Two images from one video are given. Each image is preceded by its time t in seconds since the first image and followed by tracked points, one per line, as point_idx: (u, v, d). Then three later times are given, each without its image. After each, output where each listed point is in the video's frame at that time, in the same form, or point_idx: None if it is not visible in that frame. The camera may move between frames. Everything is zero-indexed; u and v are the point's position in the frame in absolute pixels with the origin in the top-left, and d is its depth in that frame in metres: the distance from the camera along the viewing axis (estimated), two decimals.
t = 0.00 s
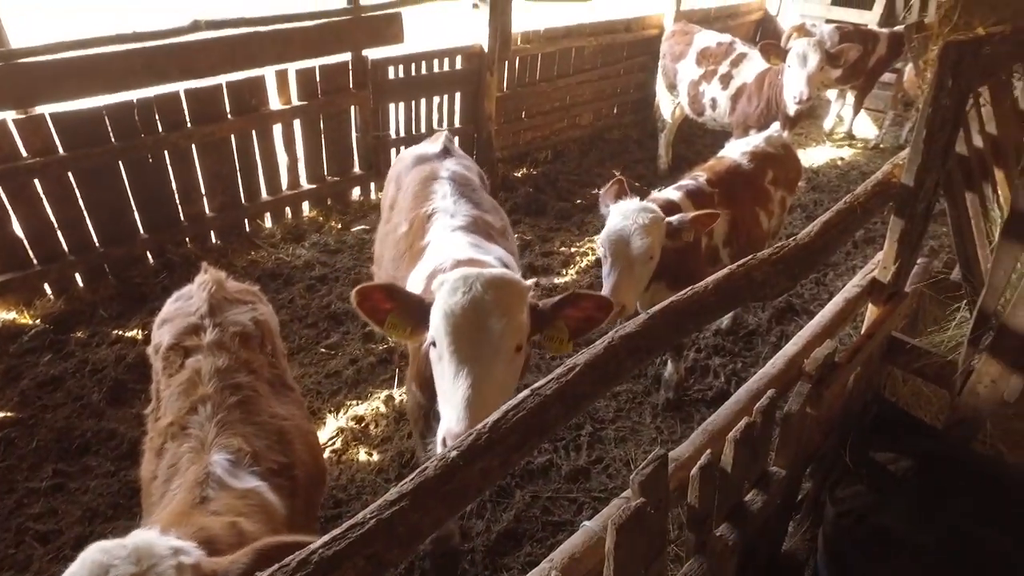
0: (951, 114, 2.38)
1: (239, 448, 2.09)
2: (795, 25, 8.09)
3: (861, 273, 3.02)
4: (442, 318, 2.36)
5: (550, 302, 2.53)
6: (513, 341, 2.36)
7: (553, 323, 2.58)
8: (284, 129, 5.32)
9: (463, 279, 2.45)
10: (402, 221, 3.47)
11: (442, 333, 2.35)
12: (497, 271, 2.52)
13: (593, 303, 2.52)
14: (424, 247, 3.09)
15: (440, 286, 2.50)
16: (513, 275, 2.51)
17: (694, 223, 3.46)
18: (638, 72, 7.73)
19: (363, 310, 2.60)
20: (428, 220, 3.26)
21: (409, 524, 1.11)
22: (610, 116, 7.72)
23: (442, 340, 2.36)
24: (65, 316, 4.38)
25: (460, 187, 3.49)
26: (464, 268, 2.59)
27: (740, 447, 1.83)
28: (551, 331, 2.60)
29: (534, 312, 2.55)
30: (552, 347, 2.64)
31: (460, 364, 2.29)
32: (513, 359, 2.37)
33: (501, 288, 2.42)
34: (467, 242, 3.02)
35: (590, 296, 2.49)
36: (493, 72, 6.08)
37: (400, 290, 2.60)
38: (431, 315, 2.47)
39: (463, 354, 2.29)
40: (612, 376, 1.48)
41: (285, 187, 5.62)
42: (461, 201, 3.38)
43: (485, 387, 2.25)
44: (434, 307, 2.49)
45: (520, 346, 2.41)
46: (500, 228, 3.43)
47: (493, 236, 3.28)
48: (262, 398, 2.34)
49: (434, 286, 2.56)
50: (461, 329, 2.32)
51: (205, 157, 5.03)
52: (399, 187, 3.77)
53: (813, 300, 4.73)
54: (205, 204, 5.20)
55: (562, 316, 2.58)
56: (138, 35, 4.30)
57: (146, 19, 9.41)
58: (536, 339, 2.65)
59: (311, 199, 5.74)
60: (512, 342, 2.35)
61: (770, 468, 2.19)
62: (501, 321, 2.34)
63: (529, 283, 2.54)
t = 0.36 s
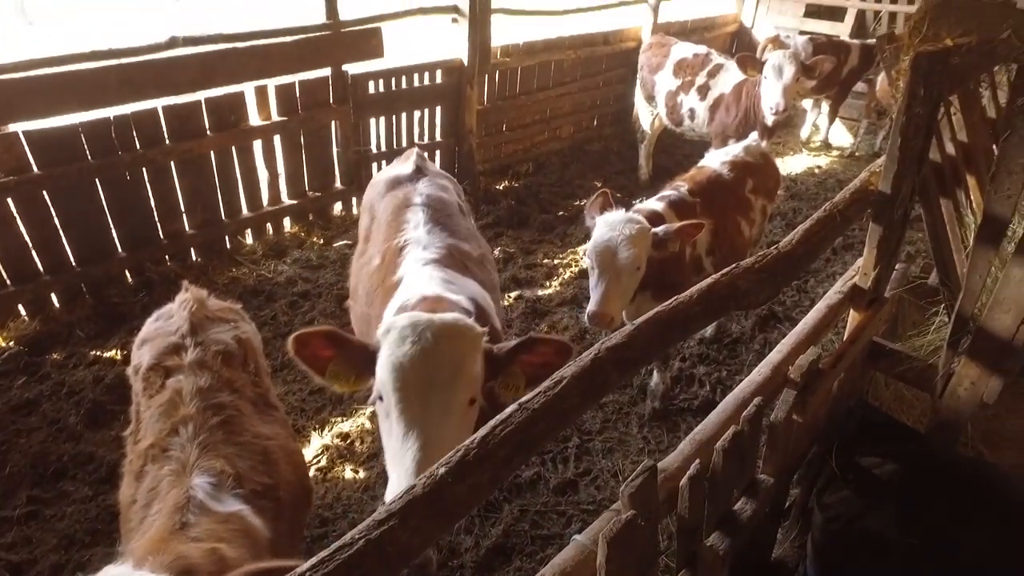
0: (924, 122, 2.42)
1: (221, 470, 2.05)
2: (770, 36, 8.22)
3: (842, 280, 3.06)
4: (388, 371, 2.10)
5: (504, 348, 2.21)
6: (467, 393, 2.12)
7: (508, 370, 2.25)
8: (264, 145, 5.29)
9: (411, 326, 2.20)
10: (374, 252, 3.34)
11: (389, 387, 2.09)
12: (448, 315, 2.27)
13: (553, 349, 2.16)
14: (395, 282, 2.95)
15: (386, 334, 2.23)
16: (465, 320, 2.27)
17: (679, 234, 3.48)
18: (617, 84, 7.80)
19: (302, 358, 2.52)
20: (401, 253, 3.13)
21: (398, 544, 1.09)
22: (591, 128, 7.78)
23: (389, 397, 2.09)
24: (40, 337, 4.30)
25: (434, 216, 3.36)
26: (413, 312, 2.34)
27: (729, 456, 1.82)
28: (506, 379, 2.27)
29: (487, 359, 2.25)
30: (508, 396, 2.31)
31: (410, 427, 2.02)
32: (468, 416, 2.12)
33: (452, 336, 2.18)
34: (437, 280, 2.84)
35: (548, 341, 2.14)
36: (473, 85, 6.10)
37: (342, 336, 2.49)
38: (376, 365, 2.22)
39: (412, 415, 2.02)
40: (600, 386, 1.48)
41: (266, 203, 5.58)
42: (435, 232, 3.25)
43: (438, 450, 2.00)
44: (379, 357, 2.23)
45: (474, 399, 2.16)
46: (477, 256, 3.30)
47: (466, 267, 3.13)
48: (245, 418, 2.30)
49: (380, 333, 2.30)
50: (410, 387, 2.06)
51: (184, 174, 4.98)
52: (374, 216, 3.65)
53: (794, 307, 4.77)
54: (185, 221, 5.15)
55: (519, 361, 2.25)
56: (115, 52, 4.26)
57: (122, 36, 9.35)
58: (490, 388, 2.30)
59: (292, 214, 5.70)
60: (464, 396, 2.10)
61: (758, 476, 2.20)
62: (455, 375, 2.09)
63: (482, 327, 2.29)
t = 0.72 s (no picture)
0: (907, 133, 2.46)
1: (214, 489, 2.02)
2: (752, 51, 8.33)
3: (830, 289, 3.08)
4: (360, 396, 2.05)
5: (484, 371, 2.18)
6: (444, 419, 2.05)
7: (489, 396, 2.22)
8: (251, 162, 5.28)
9: (385, 349, 2.15)
10: (356, 279, 3.33)
11: (361, 413, 2.03)
12: (425, 338, 2.23)
13: (535, 372, 2.11)
14: (373, 312, 2.93)
15: (359, 358, 2.18)
16: (443, 343, 2.22)
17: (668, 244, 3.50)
18: (602, 99, 7.87)
19: (271, 383, 2.42)
20: (381, 282, 3.11)
21: (398, 560, 1.08)
22: (577, 142, 7.83)
23: (362, 424, 2.03)
24: (23, 358, 4.23)
25: (420, 241, 3.34)
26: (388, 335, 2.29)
27: (724, 466, 1.82)
28: (486, 405, 2.23)
29: (466, 384, 2.22)
30: (488, 422, 2.27)
31: (382, 455, 1.96)
32: (446, 442, 2.05)
33: (429, 360, 2.12)
34: (415, 307, 2.80)
35: (527, 364, 2.09)
36: (459, 101, 6.13)
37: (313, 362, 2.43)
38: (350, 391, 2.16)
39: (385, 442, 1.96)
40: (596, 398, 1.47)
41: (253, 220, 5.55)
42: (417, 258, 3.23)
43: (412, 479, 1.93)
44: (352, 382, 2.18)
45: (452, 425, 2.09)
46: (460, 283, 3.28)
47: (446, 294, 3.10)
48: (237, 436, 2.27)
49: (354, 357, 2.25)
50: (382, 413, 1.99)
51: (170, 192, 4.95)
52: (363, 238, 3.64)
53: (782, 318, 4.80)
54: (171, 239, 5.10)
55: (500, 385, 2.20)
56: (100, 69, 4.23)
57: (104, 52, 9.29)
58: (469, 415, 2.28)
59: (280, 231, 5.68)
60: (442, 422, 2.04)
61: (754, 486, 2.20)
62: (429, 401, 2.03)
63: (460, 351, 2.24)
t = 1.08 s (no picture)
0: (893, 143, 2.49)
1: (206, 506, 1.98)
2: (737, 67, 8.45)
3: (822, 299, 3.09)
4: (355, 412, 2.02)
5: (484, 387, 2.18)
6: (441, 437, 2.03)
7: (490, 411, 2.21)
8: (240, 179, 5.26)
9: (382, 364, 2.12)
10: (349, 297, 3.31)
11: (357, 430, 2.01)
12: (423, 353, 2.21)
13: (534, 387, 2.10)
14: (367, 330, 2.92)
15: (355, 373, 2.16)
16: (441, 357, 2.20)
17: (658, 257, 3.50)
18: (591, 115, 7.93)
19: (265, 396, 2.39)
20: (375, 299, 3.09)
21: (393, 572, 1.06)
22: (566, 158, 7.87)
23: (357, 440, 2.01)
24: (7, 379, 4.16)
25: (413, 259, 3.34)
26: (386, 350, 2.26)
27: (719, 476, 1.82)
28: (486, 421, 2.23)
29: (466, 399, 2.20)
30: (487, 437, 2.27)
31: (377, 473, 1.93)
32: (443, 459, 2.03)
33: (427, 376, 2.09)
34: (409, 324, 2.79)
35: (527, 378, 2.09)
36: (449, 117, 6.16)
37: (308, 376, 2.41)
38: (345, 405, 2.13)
39: (380, 460, 1.94)
40: (591, 407, 1.46)
41: (243, 237, 5.52)
42: (411, 275, 3.22)
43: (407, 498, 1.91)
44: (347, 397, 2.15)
45: (450, 443, 2.07)
46: (454, 300, 3.27)
47: (441, 312, 3.08)
48: (229, 451, 2.24)
49: (350, 370, 2.22)
50: (378, 430, 1.97)
51: (158, 209, 4.92)
52: (356, 256, 3.63)
53: (773, 330, 4.81)
54: (159, 257, 5.07)
55: (501, 400, 2.20)
56: (88, 86, 4.22)
57: (92, 72, 9.28)
58: (469, 430, 2.29)
59: (269, 248, 5.65)
60: (438, 438, 2.02)
61: (749, 495, 2.20)
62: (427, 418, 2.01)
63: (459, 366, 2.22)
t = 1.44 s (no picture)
0: (881, 156, 2.52)
1: (197, 527, 1.93)
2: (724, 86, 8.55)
3: (814, 312, 3.11)
4: (368, 424, 2.00)
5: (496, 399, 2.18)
6: (456, 448, 2.01)
7: (501, 422, 2.20)
8: (231, 199, 5.25)
9: (394, 375, 2.11)
10: (344, 319, 3.29)
11: (369, 441, 1.98)
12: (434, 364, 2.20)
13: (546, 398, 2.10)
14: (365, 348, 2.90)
15: (366, 384, 2.14)
16: (452, 368, 2.19)
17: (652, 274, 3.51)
18: (581, 134, 8.00)
19: (271, 412, 2.36)
20: (372, 318, 3.07)
21: None
22: (557, 176, 7.91)
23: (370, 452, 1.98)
24: None
25: (410, 278, 3.33)
26: (396, 361, 2.25)
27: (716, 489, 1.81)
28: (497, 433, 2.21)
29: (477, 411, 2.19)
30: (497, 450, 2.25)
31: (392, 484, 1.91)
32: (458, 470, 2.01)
33: (439, 387, 2.08)
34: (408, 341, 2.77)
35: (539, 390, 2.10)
36: (440, 136, 6.19)
37: (315, 390, 2.38)
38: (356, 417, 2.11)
39: (394, 470, 1.91)
40: (586, 420, 1.45)
41: (233, 258, 5.50)
42: (408, 294, 3.21)
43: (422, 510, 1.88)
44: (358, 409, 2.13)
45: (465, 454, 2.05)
46: (451, 318, 3.26)
47: (440, 329, 3.07)
48: (221, 471, 2.21)
49: (360, 383, 2.20)
50: (392, 440, 1.95)
51: (148, 229, 4.89)
52: (349, 277, 3.61)
53: (766, 345, 4.82)
54: (149, 277, 5.03)
55: (512, 411, 2.20)
56: (78, 107, 4.21)
57: (82, 95, 9.29)
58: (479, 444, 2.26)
59: (260, 268, 5.63)
60: (454, 449, 1.99)
61: (746, 510, 2.18)
62: (441, 428, 1.98)
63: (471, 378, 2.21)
